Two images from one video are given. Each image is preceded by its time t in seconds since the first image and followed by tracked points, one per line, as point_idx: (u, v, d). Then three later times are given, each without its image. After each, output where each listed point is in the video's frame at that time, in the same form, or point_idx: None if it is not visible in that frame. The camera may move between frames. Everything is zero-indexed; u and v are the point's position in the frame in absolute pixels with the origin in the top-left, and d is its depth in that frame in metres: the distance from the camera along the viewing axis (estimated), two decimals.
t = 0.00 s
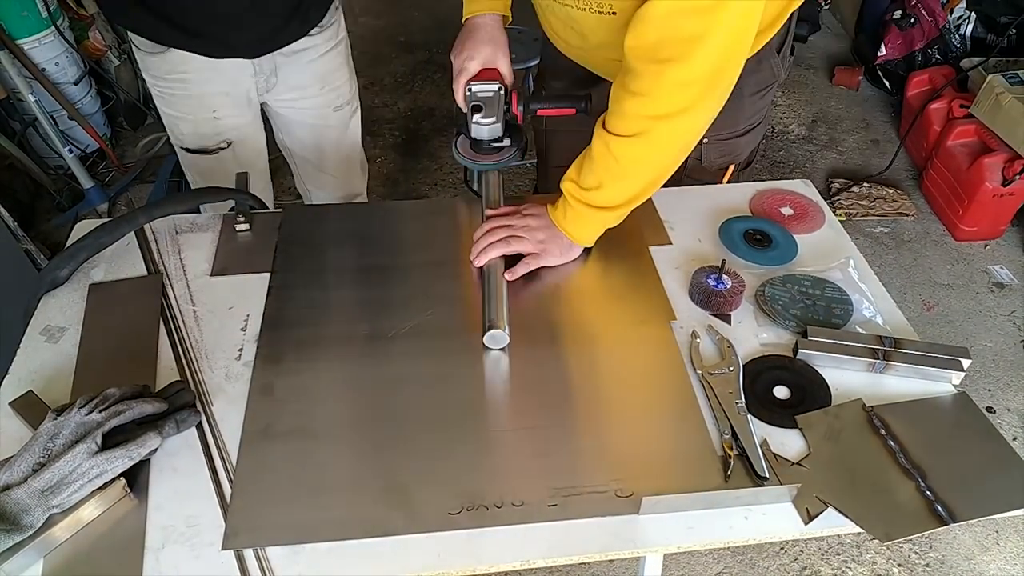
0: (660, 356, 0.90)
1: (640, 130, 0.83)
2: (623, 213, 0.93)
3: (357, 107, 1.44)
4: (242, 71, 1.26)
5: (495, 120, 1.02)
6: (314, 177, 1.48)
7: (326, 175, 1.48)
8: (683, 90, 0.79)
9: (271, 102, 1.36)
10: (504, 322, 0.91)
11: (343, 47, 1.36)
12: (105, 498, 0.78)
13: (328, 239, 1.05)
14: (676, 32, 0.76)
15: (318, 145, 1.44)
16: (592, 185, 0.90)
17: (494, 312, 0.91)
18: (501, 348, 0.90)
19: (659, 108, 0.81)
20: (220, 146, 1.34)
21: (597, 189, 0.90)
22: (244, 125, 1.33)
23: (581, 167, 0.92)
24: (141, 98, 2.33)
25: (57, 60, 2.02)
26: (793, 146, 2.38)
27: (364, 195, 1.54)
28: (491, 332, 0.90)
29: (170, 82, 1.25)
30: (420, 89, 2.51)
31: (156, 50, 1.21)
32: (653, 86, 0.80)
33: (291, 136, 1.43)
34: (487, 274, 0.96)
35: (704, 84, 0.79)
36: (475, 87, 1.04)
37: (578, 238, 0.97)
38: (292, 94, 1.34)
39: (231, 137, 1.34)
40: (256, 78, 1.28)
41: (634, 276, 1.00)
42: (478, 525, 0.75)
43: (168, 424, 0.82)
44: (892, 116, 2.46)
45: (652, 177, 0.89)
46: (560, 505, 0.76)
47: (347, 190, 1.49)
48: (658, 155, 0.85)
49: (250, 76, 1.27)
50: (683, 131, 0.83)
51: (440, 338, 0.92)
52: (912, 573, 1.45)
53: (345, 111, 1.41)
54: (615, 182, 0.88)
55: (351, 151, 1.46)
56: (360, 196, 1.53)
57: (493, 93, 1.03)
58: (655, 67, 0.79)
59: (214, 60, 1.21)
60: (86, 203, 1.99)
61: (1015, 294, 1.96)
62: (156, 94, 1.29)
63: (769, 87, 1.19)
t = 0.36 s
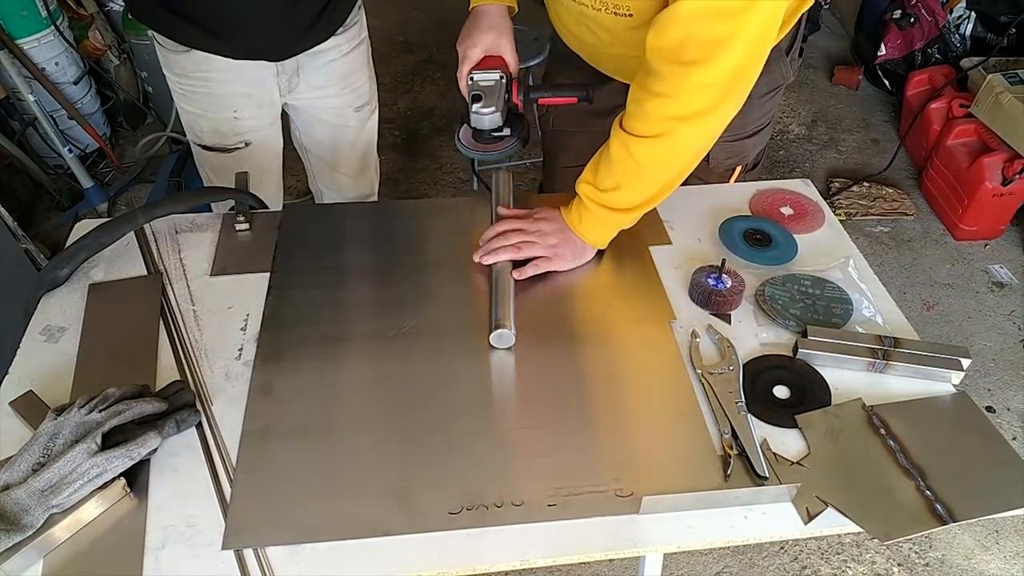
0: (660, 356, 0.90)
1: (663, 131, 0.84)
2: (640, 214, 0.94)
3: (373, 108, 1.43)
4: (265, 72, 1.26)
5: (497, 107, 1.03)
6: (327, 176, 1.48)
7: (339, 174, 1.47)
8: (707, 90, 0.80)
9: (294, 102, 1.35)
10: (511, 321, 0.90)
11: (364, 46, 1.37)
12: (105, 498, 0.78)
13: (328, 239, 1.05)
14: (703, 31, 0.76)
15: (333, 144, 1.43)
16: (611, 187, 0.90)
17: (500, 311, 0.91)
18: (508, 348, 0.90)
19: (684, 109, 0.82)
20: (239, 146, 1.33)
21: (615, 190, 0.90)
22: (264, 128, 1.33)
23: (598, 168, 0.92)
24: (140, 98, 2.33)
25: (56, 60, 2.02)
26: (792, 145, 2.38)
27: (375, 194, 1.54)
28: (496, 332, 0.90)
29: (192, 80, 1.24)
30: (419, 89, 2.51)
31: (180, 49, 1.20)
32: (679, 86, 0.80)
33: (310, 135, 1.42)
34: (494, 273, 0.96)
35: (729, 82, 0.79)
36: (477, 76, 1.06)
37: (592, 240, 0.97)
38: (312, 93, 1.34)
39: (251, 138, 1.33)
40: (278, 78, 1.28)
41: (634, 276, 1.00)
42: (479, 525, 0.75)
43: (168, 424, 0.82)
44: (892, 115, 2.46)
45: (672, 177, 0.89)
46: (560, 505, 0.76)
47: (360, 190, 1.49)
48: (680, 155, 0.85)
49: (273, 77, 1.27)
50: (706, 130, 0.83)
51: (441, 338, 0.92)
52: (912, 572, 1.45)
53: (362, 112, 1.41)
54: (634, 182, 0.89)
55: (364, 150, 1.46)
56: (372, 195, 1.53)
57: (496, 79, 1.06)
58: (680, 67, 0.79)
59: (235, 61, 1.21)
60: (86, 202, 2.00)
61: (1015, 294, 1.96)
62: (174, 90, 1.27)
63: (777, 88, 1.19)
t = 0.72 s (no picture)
0: (660, 356, 0.90)
1: (681, 132, 0.84)
2: (656, 215, 0.94)
3: (375, 109, 1.43)
4: (266, 74, 1.26)
5: (521, 116, 1.03)
6: (328, 177, 1.48)
7: (341, 176, 1.47)
8: (724, 90, 0.80)
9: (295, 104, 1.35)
10: (527, 321, 0.90)
11: (365, 47, 1.37)
12: (105, 498, 0.78)
13: (328, 239, 1.05)
14: (720, 31, 0.77)
15: (335, 145, 1.43)
16: (630, 189, 0.90)
17: (516, 312, 0.91)
18: (521, 348, 0.90)
19: (701, 110, 0.82)
20: (239, 147, 1.33)
21: (634, 192, 0.90)
22: (265, 130, 1.33)
23: (615, 171, 0.92)
24: (141, 98, 2.33)
25: (56, 60, 2.02)
26: (792, 145, 2.38)
27: (377, 195, 1.53)
28: (510, 333, 0.90)
29: (193, 82, 1.24)
30: (419, 89, 2.51)
31: (181, 51, 1.20)
32: (696, 87, 0.81)
33: (311, 137, 1.42)
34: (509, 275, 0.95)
35: (744, 81, 0.80)
36: (498, 86, 1.06)
37: (610, 241, 0.97)
38: (314, 95, 1.34)
39: (251, 140, 1.33)
40: (279, 79, 1.28)
41: (634, 276, 1.00)
42: (478, 525, 0.75)
43: (168, 424, 0.82)
44: (892, 115, 2.46)
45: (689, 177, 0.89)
46: (560, 505, 0.76)
47: (361, 191, 1.49)
48: (697, 155, 0.86)
49: (274, 78, 1.27)
50: (722, 129, 0.84)
51: (441, 338, 0.92)
52: (912, 572, 1.45)
53: (364, 113, 1.41)
54: (653, 183, 0.89)
55: (365, 151, 1.46)
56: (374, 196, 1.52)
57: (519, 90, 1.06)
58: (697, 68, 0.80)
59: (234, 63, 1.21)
60: (86, 203, 2.00)
61: (1015, 294, 1.96)
62: (175, 94, 1.27)
63: (772, 82, 1.20)
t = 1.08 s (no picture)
0: (661, 355, 0.90)
1: (696, 132, 0.84)
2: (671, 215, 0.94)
3: (375, 109, 1.43)
4: (267, 75, 1.26)
5: (530, 121, 1.00)
6: (328, 177, 1.48)
7: (341, 175, 1.47)
8: (737, 88, 0.81)
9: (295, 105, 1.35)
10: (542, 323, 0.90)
11: (365, 48, 1.36)
12: (105, 498, 0.78)
13: (328, 239, 1.05)
14: (731, 30, 0.78)
15: (335, 145, 1.43)
16: (644, 189, 0.90)
17: (531, 314, 0.91)
18: (538, 349, 0.90)
19: (715, 109, 0.82)
20: (240, 148, 1.33)
21: (648, 192, 0.90)
22: (266, 131, 1.33)
23: (628, 173, 0.92)
24: (140, 98, 2.33)
25: (56, 60, 2.02)
26: (792, 145, 2.38)
27: (377, 194, 1.53)
28: (525, 333, 0.90)
29: (194, 83, 1.24)
30: (419, 89, 2.51)
31: (182, 52, 1.20)
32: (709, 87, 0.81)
33: (312, 137, 1.42)
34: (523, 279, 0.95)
35: (757, 78, 0.81)
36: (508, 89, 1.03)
37: (623, 242, 0.96)
38: (314, 96, 1.34)
39: (253, 141, 1.33)
40: (280, 81, 1.28)
41: (636, 275, 1.00)
42: (478, 525, 0.75)
43: (168, 424, 0.82)
44: (892, 115, 2.46)
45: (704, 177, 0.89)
46: (561, 506, 0.76)
47: (362, 190, 1.49)
48: (712, 154, 0.86)
49: (274, 80, 1.27)
50: (736, 128, 0.84)
51: (441, 338, 0.92)
52: (912, 572, 1.45)
53: (364, 113, 1.41)
54: (668, 183, 0.89)
55: (366, 151, 1.45)
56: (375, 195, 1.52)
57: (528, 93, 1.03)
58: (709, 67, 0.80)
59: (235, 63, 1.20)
60: (86, 202, 2.00)
61: (1015, 294, 1.96)
62: (177, 95, 1.27)
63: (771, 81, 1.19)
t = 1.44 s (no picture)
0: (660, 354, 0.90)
1: (673, 129, 0.84)
2: (642, 210, 0.94)
3: (389, 111, 1.44)
4: (284, 75, 1.26)
5: (506, 101, 1.12)
6: (340, 180, 1.48)
7: (352, 177, 1.47)
8: (715, 88, 0.81)
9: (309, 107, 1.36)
10: (534, 326, 0.89)
11: (382, 50, 1.37)
12: (105, 498, 0.78)
13: (328, 238, 1.05)
14: (714, 30, 0.77)
15: (345, 148, 1.43)
16: (617, 183, 0.91)
17: (522, 318, 0.90)
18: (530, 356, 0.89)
19: (693, 107, 0.82)
20: (255, 149, 1.33)
21: (621, 185, 0.90)
22: (281, 132, 1.33)
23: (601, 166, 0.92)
24: (141, 98, 2.33)
25: (56, 60, 2.02)
26: (792, 145, 2.38)
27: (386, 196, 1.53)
28: (520, 339, 0.89)
29: (211, 83, 1.24)
30: (419, 89, 2.51)
31: (201, 51, 1.20)
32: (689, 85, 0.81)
33: (325, 139, 1.42)
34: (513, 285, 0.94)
35: (737, 78, 0.81)
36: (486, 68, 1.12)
37: (590, 233, 0.97)
38: (329, 97, 1.34)
39: (267, 142, 1.33)
40: (296, 82, 1.28)
41: (636, 275, 1.00)
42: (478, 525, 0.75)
43: (168, 424, 0.82)
44: (892, 115, 2.46)
45: (676, 171, 0.90)
46: (560, 505, 0.76)
47: (371, 192, 1.49)
48: (687, 150, 0.87)
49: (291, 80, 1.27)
50: (713, 125, 0.85)
51: (441, 338, 0.92)
52: (912, 572, 1.45)
53: (378, 115, 1.41)
54: (642, 178, 0.89)
55: (377, 154, 1.46)
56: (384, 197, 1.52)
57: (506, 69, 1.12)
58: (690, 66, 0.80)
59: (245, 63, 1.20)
60: (86, 202, 2.00)
61: (1015, 294, 1.96)
62: (192, 94, 1.27)
63: (771, 81, 1.19)
